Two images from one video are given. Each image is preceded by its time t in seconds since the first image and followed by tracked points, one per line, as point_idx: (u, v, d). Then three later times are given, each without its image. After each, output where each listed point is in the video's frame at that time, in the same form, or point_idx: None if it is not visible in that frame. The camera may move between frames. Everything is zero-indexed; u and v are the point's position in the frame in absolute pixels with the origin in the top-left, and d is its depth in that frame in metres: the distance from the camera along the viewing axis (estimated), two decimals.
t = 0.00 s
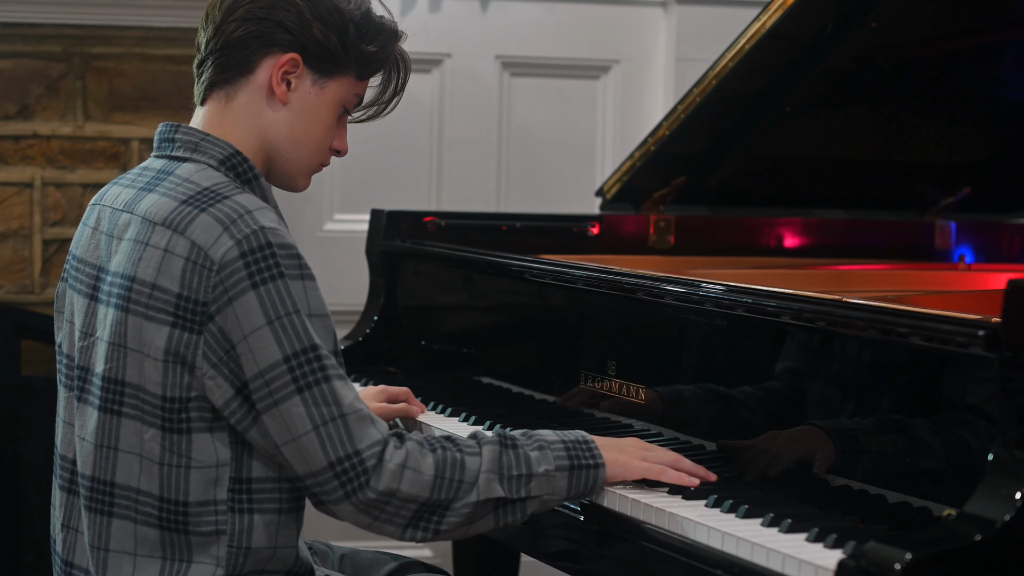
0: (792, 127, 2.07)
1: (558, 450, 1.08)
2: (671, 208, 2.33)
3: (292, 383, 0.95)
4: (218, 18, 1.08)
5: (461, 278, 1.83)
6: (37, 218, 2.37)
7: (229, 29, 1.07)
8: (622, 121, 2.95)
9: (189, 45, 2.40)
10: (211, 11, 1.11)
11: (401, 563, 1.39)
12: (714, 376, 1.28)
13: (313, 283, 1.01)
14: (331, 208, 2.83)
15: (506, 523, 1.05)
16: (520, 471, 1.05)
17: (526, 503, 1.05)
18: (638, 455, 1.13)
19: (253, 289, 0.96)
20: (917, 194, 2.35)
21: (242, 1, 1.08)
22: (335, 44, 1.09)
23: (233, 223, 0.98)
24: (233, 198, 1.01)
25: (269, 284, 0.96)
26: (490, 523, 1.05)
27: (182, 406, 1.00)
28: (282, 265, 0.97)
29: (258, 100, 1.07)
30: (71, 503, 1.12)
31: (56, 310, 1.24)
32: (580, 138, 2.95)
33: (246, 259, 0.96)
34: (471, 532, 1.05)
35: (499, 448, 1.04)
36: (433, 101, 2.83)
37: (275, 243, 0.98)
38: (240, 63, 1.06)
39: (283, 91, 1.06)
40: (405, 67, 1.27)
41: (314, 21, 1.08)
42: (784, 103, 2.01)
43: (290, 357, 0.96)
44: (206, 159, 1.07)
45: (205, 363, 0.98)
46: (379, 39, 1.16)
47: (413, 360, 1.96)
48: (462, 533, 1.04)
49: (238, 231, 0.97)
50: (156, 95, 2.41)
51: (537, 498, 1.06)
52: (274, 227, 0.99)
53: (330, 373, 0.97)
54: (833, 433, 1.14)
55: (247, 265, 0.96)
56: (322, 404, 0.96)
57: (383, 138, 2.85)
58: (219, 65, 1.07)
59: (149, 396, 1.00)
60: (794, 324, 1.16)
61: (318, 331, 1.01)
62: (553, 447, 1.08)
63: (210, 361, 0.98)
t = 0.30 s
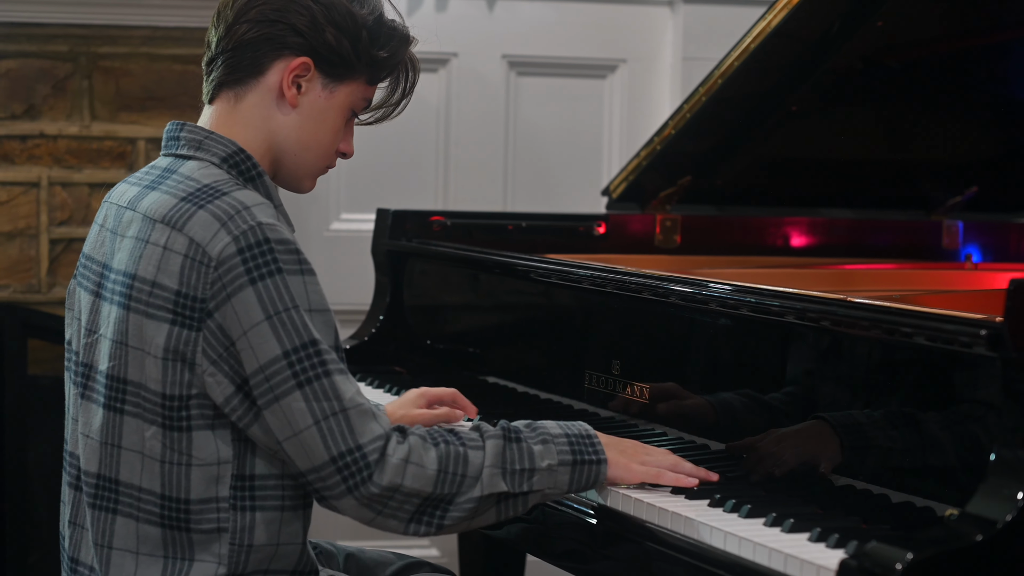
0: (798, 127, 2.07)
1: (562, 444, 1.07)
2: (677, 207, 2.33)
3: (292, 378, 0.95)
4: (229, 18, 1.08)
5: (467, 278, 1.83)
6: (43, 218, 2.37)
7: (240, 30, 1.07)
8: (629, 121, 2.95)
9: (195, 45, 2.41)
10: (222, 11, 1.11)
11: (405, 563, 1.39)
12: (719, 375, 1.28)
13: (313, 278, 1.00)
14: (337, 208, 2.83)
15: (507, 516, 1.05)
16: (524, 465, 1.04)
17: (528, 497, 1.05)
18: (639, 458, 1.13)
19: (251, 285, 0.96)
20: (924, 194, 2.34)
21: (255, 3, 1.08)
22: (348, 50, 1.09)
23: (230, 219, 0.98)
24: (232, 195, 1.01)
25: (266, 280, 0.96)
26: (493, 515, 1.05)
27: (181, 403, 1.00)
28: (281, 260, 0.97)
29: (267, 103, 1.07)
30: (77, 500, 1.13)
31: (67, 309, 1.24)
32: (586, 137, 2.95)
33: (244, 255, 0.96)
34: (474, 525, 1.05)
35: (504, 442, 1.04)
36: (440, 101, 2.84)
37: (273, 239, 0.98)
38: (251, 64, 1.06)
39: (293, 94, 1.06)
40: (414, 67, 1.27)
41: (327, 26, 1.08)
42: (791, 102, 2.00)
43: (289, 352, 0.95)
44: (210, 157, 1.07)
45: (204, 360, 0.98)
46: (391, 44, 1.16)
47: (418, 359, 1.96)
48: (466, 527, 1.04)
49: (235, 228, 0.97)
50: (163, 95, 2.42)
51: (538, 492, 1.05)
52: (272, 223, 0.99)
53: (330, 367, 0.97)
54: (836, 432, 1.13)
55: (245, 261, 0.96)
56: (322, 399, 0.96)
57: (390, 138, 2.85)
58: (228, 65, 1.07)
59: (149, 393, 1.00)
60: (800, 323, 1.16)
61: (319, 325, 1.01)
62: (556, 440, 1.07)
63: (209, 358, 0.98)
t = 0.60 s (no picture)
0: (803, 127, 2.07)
1: (574, 423, 1.04)
2: (683, 208, 2.33)
3: (298, 371, 0.95)
4: (231, 16, 1.09)
5: (472, 278, 1.83)
6: (49, 218, 2.38)
7: (242, 27, 1.07)
8: (634, 121, 2.95)
9: (200, 45, 2.41)
10: (224, 9, 1.11)
11: (408, 563, 1.39)
12: (722, 375, 1.27)
13: (315, 273, 1.00)
14: (343, 208, 2.83)
15: (524, 500, 1.03)
16: (537, 445, 1.02)
17: (544, 478, 1.03)
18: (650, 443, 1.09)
19: (252, 281, 0.95)
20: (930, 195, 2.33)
21: None
22: (348, 48, 1.09)
23: (230, 217, 0.98)
24: (231, 193, 1.01)
25: (266, 277, 0.96)
26: (510, 499, 1.02)
27: (185, 404, 1.00)
28: (281, 257, 0.97)
29: (267, 100, 1.07)
30: (83, 500, 1.13)
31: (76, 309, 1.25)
32: (592, 138, 2.95)
33: (244, 253, 0.96)
34: (492, 509, 1.03)
35: (516, 423, 1.02)
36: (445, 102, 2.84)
37: (273, 236, 0.97)
38: (251, 61, 1.06)
39: (294, 92, 1.06)
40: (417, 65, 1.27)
41: (328, 23, 1.08)
42: (796, 102, 2.00)
43: (293, 346, 0.95)
44: (210, 155, 1.08)
45: (209, 358, 0.98)
46: (392, 43, 1.16)
47: (422, 359, 1.96)
48: (483, 511, 1.02)
49: (235, 226, 0.97)
50: (168, 95, 2.42)
51: (554, 472, 1.03)
52: (272, 220, 0.99)
53: (337, 358, 0.96)
54: (838, 432, 1.13)
55: (245, 259, 0.96)
56: (331, 390, 0.95)
57: (395, 138, 2.85)
58: (229, 62, 1.08)
59: (152, 393, 1.01)
60: (803, 324, 1.16)
61: (321, 318, 0.99)
62: (568, 419, 1.04)
63: (214, 356, 0.97)
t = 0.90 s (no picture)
0: (809, 126, 2.06)
1: (556, 428, 1.03)
2: (689, 207, 2.32)
3: (284, 377, 0.95)
4: (224, 14, 1.09)
5: (478, 278, 1.83)
6: (57, 217, 2.39)
7: (234, 24, 1.08)
8: (642, 121, 2.94)
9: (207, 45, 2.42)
10: (218, 8, 1.12)
11: (413, 563, 1.39)
12: (727, 374, 1.27)
13: (309, 275, 1.00)
14: (351, 207, 2.84)
15: (506, 508, 1.01)
16: (518, 453, 1.01)
17: (527, 485, 1.01)
18: (638, 435, 1.07)
19: (245, 284, 0.96)
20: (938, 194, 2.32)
21: None
22: (340, 40, 1.09)
23: (226, 218, 0.98)
24: (229, 193, 1.01)
25: (259, 279, 0.96)
26: (491, 509, 1.01)
27: (180, 405, 1.00)
28: (275, 258, 0.97)
29: (263, 96, 1.08)
30: (85, 501, 1.13)
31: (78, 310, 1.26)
32: (600, 138, 2.94)
33: (238, 254, 0.96)
34: (471, 518, 1.02)
35: (494, 432, 1.01)
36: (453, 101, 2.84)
37: (268, 237, 0.97)
38: (246, 58, 1.07)
39: (288, 87, 1.06)
40: (415, 59, 1.26)
41: (319, 16, 1.08)
42: (802, 101, 1.99)
43: (279, 351, 0.95)
44: (208, 155, 1.08)
45: (202, 359, 0.98)
46: (387, 34, 1.16)
47: (428, 359, 1.96)
48: (462, 521, 1.01)
49: (231, 226, 0.97)
50: (175, 95, 2.43)
51: (537, 479, 1.02)
52: (268, 221, 0.99)
53: (322, 366, 0.96)
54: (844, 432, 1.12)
55: (238, 260, 0.96)
56: (314, 398, 0.95)
57: (403, 137, 2.85)
58: (224, 60, 1.08)
59: (149, 394, 1.01)
60: (807, 325, 1.16)
61: (314, 324, 0.99)
62: (550, 425, 1.03)
63: (207, 357, 0.98)
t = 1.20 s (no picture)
0: (813, 127, 2.06)
1: (523, 457, 1.05)
2: (694, 208, 2.32)
3: (261, 383, 0.95)
4: (228, 14, 1.10)
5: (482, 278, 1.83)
6: (62, 217, 2.39)
7: (238, 24, 1.08)
8: (647, 122, 2.94)
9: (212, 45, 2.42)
10: (223, 9, 1.13)
11: (415, 563, 1.39)
12: (732, 375, 1.27)
13: (300, 281, 1.00)
14: (355, 208, 2.84)
15: (468, 534, 1.02)
16: (484, 478, 1.02)
17: (490, 512, 1.03)
18: (605, 462, 1.09)
19: (235, 287, 0.96)
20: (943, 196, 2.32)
21: None
22: (342, 38, 1.09)
23: (223, 219, 0.98)
24: (228, 195, 1.01)
25: (250, 282, 0.96)
26: (453, 532, 1.02)
27: (171, 404, 1.00)
28: (266, 261, 0.97)
29: (265, 95, 1.08)
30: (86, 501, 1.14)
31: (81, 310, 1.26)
32: (605, 138, 2.94)
33: (231, 256, 0.96)
34: (433, 542, 1.02)
35: (462, 455, 1.02)
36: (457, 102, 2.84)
37: (262, 240, 0.97)
38: (248, 56, 1.07)
39: (289, 85, 1.07)
40: (423, 66, 1.27)
41: (320, 14, 1.08)
42: (806, 102, 1.99)
43: (261, 356, 0.95)
44: (210, 156, 1.08)
45: (189, 358, 0.98)
46: (390, 35, 1.16)
47: (432, 359, 1.96)
48: (425, 543, 1.01)
49: (227, 228, 0.97)
50: (180, 95, 2.43)
51: (502, 506, 1.03)
52: (264, 224, 0.99)
53: (300, 375, 0.96)
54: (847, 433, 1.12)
55: (231, 262, 0.96)
56: (288, 407, 0.95)
57: (408, 138, 2.85)
58: (228, 59, 1.09)
59: (143, 392, 1.01)
60: (811, 326, 1.15)
61: (303, 331, 0.99)
62: (517, 454, 1.05)
63: (193, 357, 0.98)
